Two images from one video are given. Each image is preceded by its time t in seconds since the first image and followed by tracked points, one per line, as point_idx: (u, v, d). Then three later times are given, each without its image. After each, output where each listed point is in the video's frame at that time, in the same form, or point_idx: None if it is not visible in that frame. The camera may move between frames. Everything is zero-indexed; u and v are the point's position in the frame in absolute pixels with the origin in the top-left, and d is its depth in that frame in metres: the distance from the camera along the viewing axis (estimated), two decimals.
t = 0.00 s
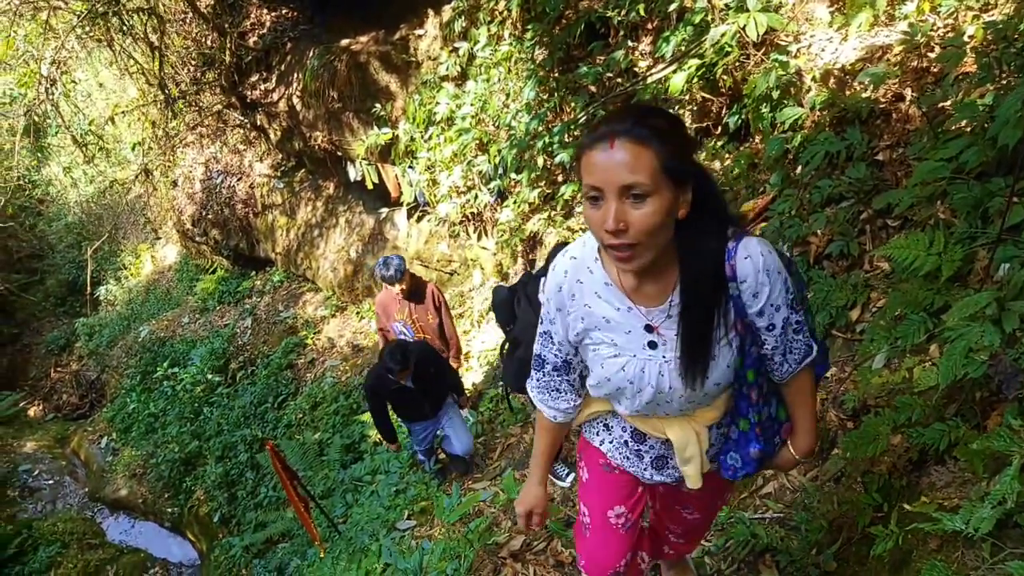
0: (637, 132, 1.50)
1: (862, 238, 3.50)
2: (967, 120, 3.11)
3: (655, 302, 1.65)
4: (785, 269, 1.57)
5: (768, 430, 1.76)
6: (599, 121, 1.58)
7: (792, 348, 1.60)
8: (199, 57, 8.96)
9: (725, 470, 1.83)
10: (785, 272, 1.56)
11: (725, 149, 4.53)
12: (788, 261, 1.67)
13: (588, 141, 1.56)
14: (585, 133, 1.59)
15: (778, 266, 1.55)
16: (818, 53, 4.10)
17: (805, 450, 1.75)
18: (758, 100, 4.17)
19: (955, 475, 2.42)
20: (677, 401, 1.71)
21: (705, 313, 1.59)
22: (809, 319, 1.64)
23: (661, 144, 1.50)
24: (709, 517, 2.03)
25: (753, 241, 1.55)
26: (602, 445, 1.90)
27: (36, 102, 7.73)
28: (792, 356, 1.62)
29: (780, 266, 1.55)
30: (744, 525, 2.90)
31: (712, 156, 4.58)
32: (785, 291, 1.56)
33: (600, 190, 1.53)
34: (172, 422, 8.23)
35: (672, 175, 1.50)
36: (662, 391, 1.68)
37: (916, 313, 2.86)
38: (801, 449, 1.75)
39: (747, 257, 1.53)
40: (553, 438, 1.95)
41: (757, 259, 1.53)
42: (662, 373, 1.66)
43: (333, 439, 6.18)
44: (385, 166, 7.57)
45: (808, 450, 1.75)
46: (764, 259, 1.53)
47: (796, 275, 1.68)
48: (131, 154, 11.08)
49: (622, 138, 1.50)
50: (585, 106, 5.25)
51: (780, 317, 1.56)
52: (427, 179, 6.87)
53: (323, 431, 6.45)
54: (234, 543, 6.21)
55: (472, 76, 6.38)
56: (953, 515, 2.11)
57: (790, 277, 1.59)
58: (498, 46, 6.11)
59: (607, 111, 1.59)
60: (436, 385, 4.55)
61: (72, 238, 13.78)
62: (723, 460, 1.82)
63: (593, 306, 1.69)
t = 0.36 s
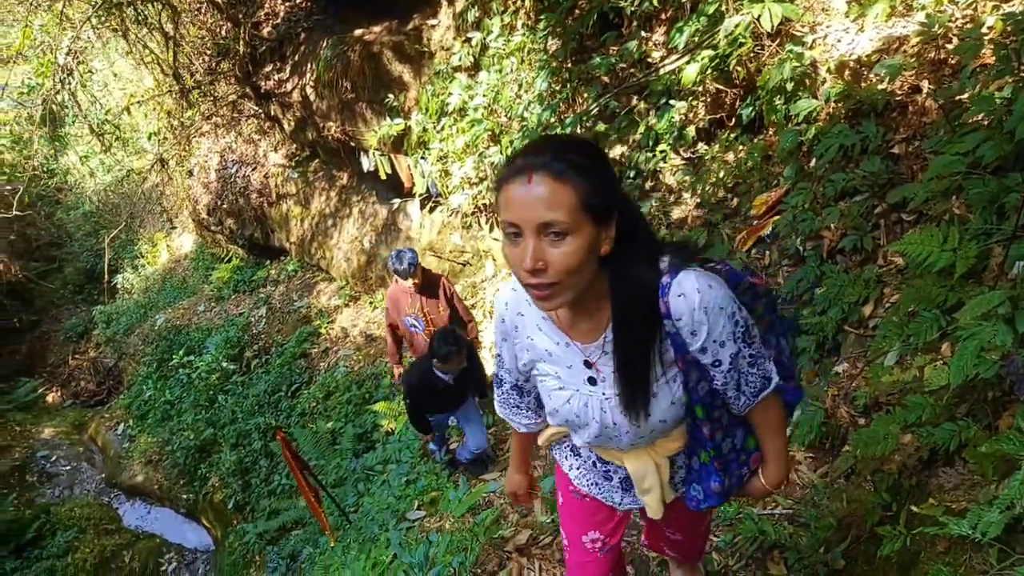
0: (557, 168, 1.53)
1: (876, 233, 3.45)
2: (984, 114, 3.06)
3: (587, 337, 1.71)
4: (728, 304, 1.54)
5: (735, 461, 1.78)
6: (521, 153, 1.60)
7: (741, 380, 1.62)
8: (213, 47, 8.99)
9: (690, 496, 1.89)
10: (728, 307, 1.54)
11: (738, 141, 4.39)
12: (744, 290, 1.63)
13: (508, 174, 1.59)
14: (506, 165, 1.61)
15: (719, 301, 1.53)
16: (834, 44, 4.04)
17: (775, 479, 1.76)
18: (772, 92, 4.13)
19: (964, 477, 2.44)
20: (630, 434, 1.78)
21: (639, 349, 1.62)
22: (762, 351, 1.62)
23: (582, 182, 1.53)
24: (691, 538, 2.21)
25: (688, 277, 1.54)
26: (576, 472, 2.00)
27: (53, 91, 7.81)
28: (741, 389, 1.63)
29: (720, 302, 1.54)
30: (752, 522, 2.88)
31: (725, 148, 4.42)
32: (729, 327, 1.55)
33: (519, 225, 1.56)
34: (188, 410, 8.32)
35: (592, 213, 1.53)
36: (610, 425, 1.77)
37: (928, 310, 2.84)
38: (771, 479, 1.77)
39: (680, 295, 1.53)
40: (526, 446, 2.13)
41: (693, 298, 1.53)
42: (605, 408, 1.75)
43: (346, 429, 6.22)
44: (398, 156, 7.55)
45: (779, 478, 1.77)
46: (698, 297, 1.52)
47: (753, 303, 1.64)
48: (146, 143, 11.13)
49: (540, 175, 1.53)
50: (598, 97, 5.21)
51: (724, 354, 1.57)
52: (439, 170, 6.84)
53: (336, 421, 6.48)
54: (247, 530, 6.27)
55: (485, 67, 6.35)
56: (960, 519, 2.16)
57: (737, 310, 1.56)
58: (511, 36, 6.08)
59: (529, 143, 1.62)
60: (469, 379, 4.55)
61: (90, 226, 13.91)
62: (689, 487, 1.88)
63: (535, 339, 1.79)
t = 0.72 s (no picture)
0: (472, 99, 1.46)
1: (887, 231, 3.41)
2: (999, 112, 3.02)
3: (524, 294, 1.67)
4: (675, 236, 1.53)
5: (708, 428, 1.76)
6: (428, 83, 1.52)
7: (698, 321, 1.58)
8: (224, 33, 9.00)
9: (664, 476, 1.80)
10: (674, 240, 1.53)
11: (749, 135, 4.36)
12: (697, 230, 1.63)
13: (416, 107, 1.50)
14: (413, 97, 1.53)
15: (665, 233, 1.52)
16: (848, 37, 4.00)
17: (755, 450, 1.72)
18: (783, 86, 4.08)
19: (969, 483, 2.42)
20: (590, 402, 1.70)
21: (582, 298, 1.59)
22: (717, 290, 1.60)
23: (501, 114, 1.46)
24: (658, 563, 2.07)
25: (629, 207, 1.53)
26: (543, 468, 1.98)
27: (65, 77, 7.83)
28: (699, 332, 1.59)
29: (667, 234, 1.52)
30: (754, 521, 2.87)
31: (736, 141, 4.40)
32: (678, 261, 1.53)
33: (434, 165, 1.48)
34: (196, 396, 8.37)
35: (514, 149, 1.48)
36: (566, 392, 1.69)
37: (937, 311, 2.83)
38: (750, 450, 1.73)
39: (622, 228, 1.51)
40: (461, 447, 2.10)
41: (636, 230, 1.51)
42: (556, 373, 1.67)
43: (352, 417, 6.23)
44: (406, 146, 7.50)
45: (758, 452, 1.73)
46: (640, 228, 1.51)
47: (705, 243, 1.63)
48: (156, 129, 11.11)
49: (452, 106, 1.46)
50: (608, 88, 5.16)
51: (677, 294, 1.54)
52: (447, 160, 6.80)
53: (342, 409, 6.49)
54: (254, 516, 6.31)
55: (495, 57, 6.29)
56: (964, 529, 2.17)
57: (685, 245, 1.55)
58: (521, 26, 6.02)
59: (438, 72, 1.53)
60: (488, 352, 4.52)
61: (101, 210, 13.95)
62: (660, 465, 1.80)
63: (470, 310, 1.73)
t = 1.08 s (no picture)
0: (461, 120, 1.40)
1: (883, 225, 3.40)
2: (994, 105, 3.02)
3: (519, 310, 1.63)
4: (670, 235, 1.57)
5: (704, 425, 1.80)
6: (411, 101, 1.45)
7: (695, 321, 1.63)
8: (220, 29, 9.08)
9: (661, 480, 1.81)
10: (670, 239, 1.57)
11: (745, 129, 4.33)
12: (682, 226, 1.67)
13: (400, 128, 1.44)
14: (395, 116, 1.46)
15: (662, 234, 1.55)
16: (844, 31, 3.99)
17: (749, 444, 1.80)
18: (780, 80, 4.07)
19: (966, 479, 2.42)
20: (591, 415, 1.69)
21: (582, 310, 1.57)
22: (710, 287, 1.65)
23: (493, 134, 1.41)
24: None
25: (624, 208, 1.55)
26: (542, 478, 1.98)
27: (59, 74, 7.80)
28: (696, 330, 1.64)
29: (663, 234, 1.56)
30: (752, 516, 2.88)
31: (731, 135, 4.36)
32: (675, 261, 1.57)
33: (424, 193, 1.43)
34: (194, 393, 8.35)
35: (508, 170, 1.43)
36: (567, 409, 1.68)
37: (934, 305, 2.83)
38: (744, 445, 1.80)
39: (621, 230, 1.53)
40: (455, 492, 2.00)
41: (635, 234, 1.53)
42: (555, 391, 1.66)
43: (350, 414, 6.23)
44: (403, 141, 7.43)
45: (751, 445, 1.81)
46: (638, 231, 1.53)
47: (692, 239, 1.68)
48: (151, 126, 11.05)
49: (441, 129, 1.40)
50: (605, 82, 5.15)
51: (675, 295, 1.58)
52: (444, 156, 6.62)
53: (340, 406, 6.49)
54: (252, 513, 6.31)
55: (491, 51, 6.26)
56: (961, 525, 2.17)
57: (678, 244, 1.59)
58: (517, 19, 5.99)
59: (420, 87, 1.46)
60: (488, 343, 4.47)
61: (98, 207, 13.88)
62: (659, 468, 1.80)
63: (454, 334, 1.69)
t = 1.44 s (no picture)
0: (495, 120, 1.26)
1: (866, 215, 3.42)
2: (973, 94, 3.05)
3: (550, 361, 1.50)
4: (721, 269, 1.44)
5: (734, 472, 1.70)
6: (439, 98, 1.32)
7: (742, 362, 1.51)
8: (198, 29, 8.95)
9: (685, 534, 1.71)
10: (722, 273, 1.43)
11: (726, 122, 4.34)
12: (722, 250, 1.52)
13: (425, 129, 1.30)
14: (422, 115, 1.33)
15: (715, 268, 1.41)
16: (824, 22, 4.02)
17: (779, 484, 1.71)
18: (761, 72, 4.09)
19: (952, 464, 2.44)
20: (623, 477, 1.56)
21: (628, 349, 1.45)
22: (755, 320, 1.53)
23: (537, 139, 1.27)
24: None
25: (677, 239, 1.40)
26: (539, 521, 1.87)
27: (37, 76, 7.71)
28: (741, 374, 1.53)
29: (715, 268, 1.42)
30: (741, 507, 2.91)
31: (714, 129, 4.37)
32: (727, 298, 1.44)
33: (452, 204, 1.28)
34: (180, 397, 8.27)
35: (552, 181, 1.29)
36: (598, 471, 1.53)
37: (917, 293, 2.85)
38: (774, 487, 1.71)
39: (674, 266, 1.38)
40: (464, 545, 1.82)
41: (690, 269, 1.39)
42: (586, 451, 1.51)
43: (338, 414, 6.19)
44: (385, 139, 7.37)
45: (781, 488, 1.72)
46: (692, 265, 1.39)
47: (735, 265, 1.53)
48: (130, 127, 10.92)
49: (473, 131, 1.26)
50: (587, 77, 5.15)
51: (725, 337, 1.46)
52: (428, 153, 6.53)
53: (327, 406, 6.45)
54: (241, 516, 6.27)
55: (472, 47, 6.23)
56: (947, 511, 2.23)
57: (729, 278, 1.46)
58: (497, 16, 5.99)
59: (449, 85, 1.33)
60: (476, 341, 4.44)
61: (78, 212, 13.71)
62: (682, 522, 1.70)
63: (471, 385, 1.53)
